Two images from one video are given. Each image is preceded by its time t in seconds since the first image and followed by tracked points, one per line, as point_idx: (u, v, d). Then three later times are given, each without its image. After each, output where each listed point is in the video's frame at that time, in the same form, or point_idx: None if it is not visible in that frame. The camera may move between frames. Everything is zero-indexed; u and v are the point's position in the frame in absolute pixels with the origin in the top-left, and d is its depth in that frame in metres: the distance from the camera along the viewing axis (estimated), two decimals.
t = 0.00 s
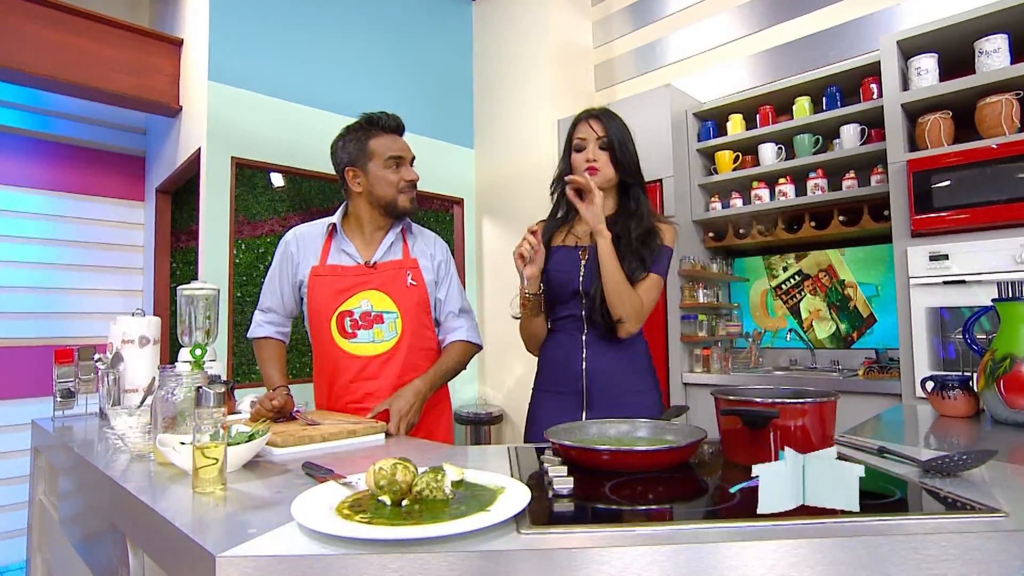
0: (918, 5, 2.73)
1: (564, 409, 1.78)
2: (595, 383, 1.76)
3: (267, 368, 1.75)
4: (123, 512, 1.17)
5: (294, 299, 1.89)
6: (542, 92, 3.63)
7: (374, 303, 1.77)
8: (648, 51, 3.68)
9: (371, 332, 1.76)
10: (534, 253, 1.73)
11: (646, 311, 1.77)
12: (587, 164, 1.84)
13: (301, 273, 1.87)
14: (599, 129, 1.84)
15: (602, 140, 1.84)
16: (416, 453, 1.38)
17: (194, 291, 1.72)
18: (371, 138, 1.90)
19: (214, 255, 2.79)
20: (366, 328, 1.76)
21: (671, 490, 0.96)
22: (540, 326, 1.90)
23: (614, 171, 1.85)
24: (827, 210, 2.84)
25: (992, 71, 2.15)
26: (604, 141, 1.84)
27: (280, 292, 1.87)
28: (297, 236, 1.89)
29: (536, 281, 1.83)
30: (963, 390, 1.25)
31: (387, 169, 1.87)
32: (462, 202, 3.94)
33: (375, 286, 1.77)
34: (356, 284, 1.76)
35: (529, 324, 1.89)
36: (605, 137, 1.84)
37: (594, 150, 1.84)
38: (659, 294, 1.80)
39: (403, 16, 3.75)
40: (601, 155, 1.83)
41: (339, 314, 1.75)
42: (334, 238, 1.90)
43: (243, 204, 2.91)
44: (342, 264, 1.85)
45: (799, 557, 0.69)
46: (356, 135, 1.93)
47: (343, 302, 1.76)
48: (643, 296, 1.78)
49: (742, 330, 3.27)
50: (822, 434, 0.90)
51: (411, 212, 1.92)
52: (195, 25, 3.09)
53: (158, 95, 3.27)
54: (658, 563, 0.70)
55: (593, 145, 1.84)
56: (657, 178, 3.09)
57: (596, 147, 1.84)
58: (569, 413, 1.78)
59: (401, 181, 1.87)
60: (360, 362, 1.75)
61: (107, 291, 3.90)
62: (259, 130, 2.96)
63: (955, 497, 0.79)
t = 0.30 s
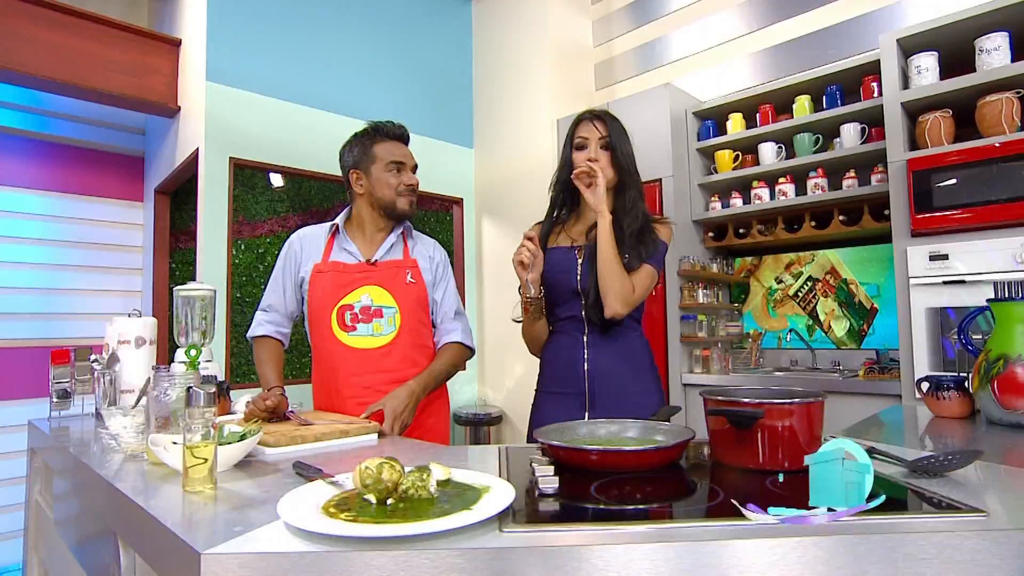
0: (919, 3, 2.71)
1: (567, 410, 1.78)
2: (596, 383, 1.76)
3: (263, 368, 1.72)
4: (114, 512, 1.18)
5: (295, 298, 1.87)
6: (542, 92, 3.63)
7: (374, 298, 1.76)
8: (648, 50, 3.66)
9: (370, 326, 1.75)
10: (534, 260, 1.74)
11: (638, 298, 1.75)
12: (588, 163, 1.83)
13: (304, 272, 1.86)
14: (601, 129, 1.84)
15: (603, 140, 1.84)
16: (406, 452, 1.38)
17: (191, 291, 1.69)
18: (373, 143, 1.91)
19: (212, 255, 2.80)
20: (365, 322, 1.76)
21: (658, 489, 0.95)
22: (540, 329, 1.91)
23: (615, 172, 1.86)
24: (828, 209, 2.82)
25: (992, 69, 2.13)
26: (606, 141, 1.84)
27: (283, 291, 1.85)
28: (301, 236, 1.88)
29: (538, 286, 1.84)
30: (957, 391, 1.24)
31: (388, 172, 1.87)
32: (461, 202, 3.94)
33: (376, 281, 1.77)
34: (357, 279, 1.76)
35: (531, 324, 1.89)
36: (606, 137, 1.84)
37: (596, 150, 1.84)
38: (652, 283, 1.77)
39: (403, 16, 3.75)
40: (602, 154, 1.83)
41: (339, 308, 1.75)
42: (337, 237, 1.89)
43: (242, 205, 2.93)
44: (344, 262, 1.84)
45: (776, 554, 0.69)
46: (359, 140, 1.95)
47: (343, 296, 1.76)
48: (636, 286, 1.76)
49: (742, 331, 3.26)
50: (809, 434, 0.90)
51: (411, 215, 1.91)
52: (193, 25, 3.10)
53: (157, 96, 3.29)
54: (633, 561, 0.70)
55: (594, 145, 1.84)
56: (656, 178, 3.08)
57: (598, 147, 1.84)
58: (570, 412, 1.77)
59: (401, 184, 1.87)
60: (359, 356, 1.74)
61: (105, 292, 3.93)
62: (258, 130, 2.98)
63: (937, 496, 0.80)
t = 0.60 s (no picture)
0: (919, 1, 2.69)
1: (570, 410, 1.77)
2: (602, 384, 1.75)
3: (259, 369, 1.73)
4: (106, 511, 1.18)
5: (292, 299, 1.88)
6: (541, 91, 3.63)
7: (367, 300, 1.77)
8: (648, 49, 3.65)
9: (362, 327, 1.76)
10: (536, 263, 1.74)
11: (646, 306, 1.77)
12: (583, 170, 1.82)
13: (301, 272, 1.86)
14: (592, 136, 1.83)
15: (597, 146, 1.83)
16: (396, 451, 1.38)
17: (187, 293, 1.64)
18: (369, 148, 1.91)
19: (211, 255, 2.81)
20: (358, 323, 1.76)
21: (645, 489, 0.95)
22: (545, 332, 1.89)
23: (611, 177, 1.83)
24: (827, 209, 2.81)
25: (991, 68, 2.12)
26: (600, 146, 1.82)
27: (280, 291, 1.85)
28: (298, 237, 1.89)
29: (540, 290, 1.82)
30: (950, 391, 1.23)
31: (385, 174, 1.87)
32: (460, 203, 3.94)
33: (370, 283, 1.77)
34: (351, 280, 1.77)
35: (536, 330, 1.89)
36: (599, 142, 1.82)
37: (590, 156, 1.83)
38: (658, 292, 1.79)
39: (402, 17, 3.76)
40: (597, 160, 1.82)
41: (332, 309, 1.75)
42: (333, 240, 1.89)
43: (241, 205, 2.94)
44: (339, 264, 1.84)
45: (760, 552, 0.71)
46: (358, 142, 1.95)
47: (337, 298, 1.76)
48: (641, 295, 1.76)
49: (741, 331, 3.25)
50: (795, 434, 0.89)
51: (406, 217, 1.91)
52: (190, 26, 3.11)
53: (157, 98, 3.31)
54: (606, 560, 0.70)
55: (588, 152, 1.83)
56: (655, 178, 3.07)
57: (592, 153, 1.83)
58: (576, 413, 1.77)
59: (398, 187, 1.87)
60: (351, 357, 1.74)
61: (105, 293, 3.95)
62: (256, 131, 2.99)
63: (915, 497, 0.80)
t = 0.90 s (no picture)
0: None
1: (573, 411, 1.78)
2: (603, 385, 1.75)
3: (253, 368, 1.74)
4: (96, 509, 1.18)
5: (286, 299, 1.89)
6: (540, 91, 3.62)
7: (359, 301, 1.77)
8: (647, 48, 3.63)
9: (354, 328, 1.76)
10: (533, 270, 1.72)
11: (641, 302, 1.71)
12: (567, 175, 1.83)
13: (294, 272, 1.86)
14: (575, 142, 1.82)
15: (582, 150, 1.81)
16: (385, 451, 1.38)
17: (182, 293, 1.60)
18: (358, 148, 1.90)
19: (209, 256, 2.83)
20: (350, 324, 1.77)
21: (631, 487, 0.95)
22: (550, 333, 1.89)
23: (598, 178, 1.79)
24: (827, 209, 2.80)
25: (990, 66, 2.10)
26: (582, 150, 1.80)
27: (274, 291, 1.86)
28: (292, 238, 1.90)
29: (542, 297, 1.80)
30: (943, 391, 1.22)
31: (372, 174, 1.86)
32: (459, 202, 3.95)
33: (362, 283, 1.77)
34: (343, 281, 1.77)
35: (541, 335, 1.89)
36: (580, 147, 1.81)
37: (575, 160, 1.81)
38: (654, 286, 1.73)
39: (401, 16, 3.76)
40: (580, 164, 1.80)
41: (324, 309, 1.76)
42: (326, 240, 1.89)
43: (240, 206, 2.96)
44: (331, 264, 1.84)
45: (739, 548, 0.72)
46: (350, 140, 1.94)
47: (329, 298, 1.77)
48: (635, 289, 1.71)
49: (741, 331, 3.24)
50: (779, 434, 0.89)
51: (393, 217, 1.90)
52: (188, 27, 3.13)
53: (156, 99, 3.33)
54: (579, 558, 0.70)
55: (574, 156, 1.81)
56: (654, 178, 3.07)
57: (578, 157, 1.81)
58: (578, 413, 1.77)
59: (385, 188, 1.86)
60: (342, 358, 1.75)
61: (105, 294, 3.97)
62: (255, 132, 3.01)
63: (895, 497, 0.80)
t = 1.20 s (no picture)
0: None
1: (572, 411, 1.77)
2: (602, 386, 1.74)
3: (247, 369, 1.75)
4: (89, 508, 1.19)
5: (280, 301, 1.89)
6: (539, 90, 3.62)
7: (351, 302, 1.78)
8: (647, 46, 3.62)
9: (345, 330, 1.77)
10: (524, 278, 1.71)
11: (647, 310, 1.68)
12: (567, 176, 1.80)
13: (288, 273, 1.87)
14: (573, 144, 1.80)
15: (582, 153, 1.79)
16: (377, 451, 1.38)
17: (178, 294, 1.59)
18: (341, 146, 1.87)
19: (208, 255, 2.84)
20: (341, 326, 1.77)
21: (618, 487, 0.94)
22: (552, 331, 1.87)
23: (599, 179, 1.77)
24: (827, 208, 2.78)
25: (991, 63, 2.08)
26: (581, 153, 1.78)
27: (268, 292, 1.87)
28: (285, 240, 1.90)
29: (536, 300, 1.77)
30: (938, 391, 1.20)
31: (348, 176, 1.84)
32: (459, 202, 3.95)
33: (354, 285, 1.78)
34: (336, 282, 1.78)
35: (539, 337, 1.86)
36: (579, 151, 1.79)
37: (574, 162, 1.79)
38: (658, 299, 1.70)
39: (400, 16, 3.77)
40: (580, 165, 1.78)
41: (316, 311, 1.76)
42: (318, 242, 1.89)
43: (239, 206, 2.98)
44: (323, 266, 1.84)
45: (716, 547, 0.72)
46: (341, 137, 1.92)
47: (321, 300, 1.77)
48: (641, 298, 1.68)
49: (741, 332, 3.23)
50: (766, 435, 0.88)
51: (368, 219, 1.87)
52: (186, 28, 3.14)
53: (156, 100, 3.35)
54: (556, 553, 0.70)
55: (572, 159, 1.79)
56: (653, 177, 3.06)
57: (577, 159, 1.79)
58: (576, 414, 1.77)
59: (356, 189, 1.84)
60: (334, 359, 1.76)
61: (104, 295, 4.00)
62: (252, 131, 3.02)
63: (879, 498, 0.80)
